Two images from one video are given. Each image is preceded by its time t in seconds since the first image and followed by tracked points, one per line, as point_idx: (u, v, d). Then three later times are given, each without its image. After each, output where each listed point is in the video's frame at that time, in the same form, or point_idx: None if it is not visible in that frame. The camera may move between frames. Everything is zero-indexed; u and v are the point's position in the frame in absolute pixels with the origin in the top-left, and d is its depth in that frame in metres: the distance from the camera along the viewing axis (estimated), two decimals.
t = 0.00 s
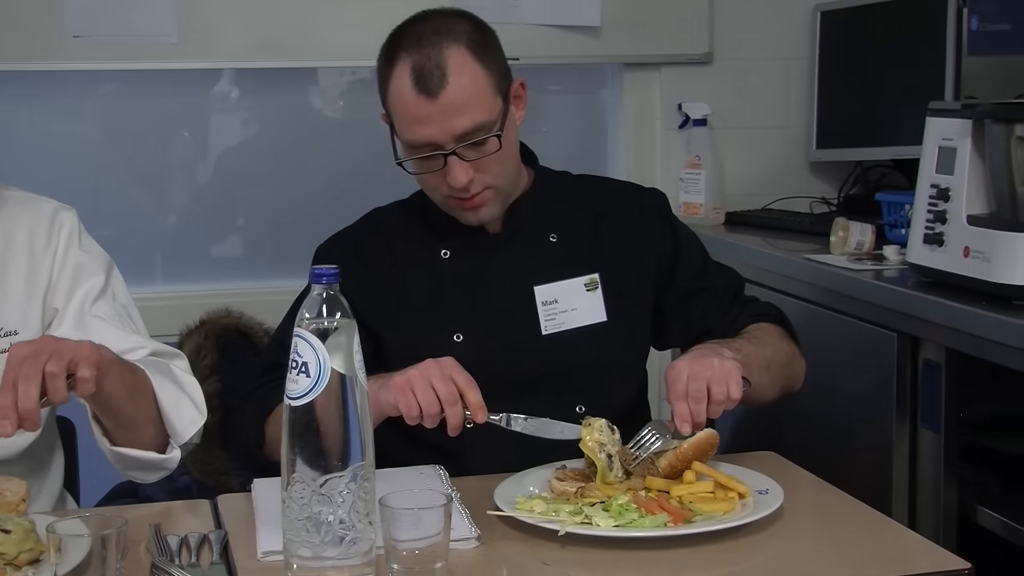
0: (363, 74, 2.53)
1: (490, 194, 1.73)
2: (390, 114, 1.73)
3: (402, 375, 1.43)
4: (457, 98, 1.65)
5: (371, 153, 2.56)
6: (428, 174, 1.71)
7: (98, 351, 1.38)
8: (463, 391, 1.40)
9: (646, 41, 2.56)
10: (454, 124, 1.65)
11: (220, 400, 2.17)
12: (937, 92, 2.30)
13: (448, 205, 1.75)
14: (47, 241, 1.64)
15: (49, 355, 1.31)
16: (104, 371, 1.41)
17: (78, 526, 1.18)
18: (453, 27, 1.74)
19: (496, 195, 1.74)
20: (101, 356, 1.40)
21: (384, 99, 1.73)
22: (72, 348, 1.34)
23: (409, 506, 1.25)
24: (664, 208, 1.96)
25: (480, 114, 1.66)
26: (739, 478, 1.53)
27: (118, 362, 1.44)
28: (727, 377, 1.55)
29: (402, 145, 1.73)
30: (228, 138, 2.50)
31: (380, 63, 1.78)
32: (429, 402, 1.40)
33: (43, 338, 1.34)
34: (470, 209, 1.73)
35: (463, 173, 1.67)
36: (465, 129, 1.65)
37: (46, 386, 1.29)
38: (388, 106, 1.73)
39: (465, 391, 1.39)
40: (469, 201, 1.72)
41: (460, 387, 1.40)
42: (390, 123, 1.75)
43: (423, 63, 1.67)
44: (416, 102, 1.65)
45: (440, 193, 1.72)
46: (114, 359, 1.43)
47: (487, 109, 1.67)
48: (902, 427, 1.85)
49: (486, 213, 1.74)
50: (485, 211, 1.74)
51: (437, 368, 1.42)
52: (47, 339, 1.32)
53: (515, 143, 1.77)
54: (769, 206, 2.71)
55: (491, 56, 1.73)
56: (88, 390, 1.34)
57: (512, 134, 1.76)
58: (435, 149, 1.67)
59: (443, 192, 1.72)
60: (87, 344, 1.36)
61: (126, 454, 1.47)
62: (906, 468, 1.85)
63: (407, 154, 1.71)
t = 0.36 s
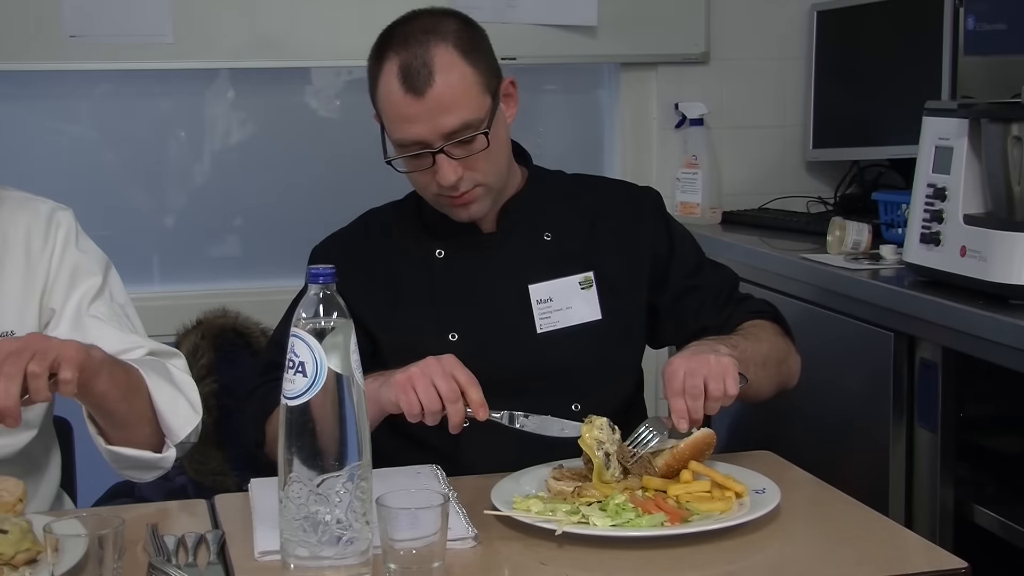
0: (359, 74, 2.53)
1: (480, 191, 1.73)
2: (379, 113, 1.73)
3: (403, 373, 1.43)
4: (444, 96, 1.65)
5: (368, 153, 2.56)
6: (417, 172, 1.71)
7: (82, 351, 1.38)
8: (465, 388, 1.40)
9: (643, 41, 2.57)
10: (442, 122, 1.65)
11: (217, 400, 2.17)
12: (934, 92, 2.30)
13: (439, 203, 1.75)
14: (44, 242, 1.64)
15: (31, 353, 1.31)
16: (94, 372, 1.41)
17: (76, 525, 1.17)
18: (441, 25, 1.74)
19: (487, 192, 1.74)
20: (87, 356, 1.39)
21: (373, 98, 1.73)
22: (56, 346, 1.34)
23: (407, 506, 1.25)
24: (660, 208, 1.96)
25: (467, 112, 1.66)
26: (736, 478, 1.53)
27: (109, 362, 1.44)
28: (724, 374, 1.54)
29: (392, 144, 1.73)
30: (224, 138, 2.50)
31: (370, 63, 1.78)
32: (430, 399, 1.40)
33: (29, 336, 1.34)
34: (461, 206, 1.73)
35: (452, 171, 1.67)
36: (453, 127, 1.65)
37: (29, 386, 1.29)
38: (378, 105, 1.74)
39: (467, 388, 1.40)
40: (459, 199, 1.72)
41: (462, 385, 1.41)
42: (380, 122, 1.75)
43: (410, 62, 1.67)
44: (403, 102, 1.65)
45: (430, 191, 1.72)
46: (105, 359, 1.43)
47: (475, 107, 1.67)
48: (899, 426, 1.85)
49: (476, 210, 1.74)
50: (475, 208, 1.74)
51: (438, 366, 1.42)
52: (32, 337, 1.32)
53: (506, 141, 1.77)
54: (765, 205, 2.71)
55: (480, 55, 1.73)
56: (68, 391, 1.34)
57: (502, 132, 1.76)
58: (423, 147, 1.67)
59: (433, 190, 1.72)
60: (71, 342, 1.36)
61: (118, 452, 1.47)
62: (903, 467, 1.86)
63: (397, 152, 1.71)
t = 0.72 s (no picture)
0: (360, 75, 2.53)
1: (480, 190, 1.73)
2: (379, 112, 1.73)
3: (406, 374, 1.43)
4: (443, 95, 1.65)
5: (368, 153, 2.56)
6: (417, 171, 1.71)
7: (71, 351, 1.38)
8: (468, 388, 1.40)
9: (643, 41, 2.56)
10: (441, 121, 1.65)
11: (217, 400, 2.18)
12: (935, 91, 2.30)
13: (438, 201, 1.75)
14: (41, 240, 1.64)
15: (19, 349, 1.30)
16: (84, 369, 1.41)
17: (78, 526, 1.17)
18: (440, 24, 1.74)
19: (486, 190, 1.74)
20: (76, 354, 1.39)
21: (373, 97, 1.74)
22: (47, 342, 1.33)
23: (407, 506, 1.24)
24: (660, 207, 1.96)
25: (466, 111, 1.66)
26: (737, 478, 1.53)
27: (101, 360, 1.44)
28: (724, 373, 1.54)
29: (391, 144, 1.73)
30: (224, 138, 2.50)
31: (370, 62, 1.78)
32: (433, 400, 1.40)
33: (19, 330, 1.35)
34: (460, 205, 1.74)
35: (451, 170, 1.67)
36: (452, 126, 1.65)
37: (18, 380, 1.29)
38: (377, 104, 1.74)
39: (469, 388, 1.40)
40: (458, 197, 1.72)
41: (464, 385, 1.41)
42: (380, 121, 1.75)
43: (410, 61, 1.67)
44: (402, 101, 1.66)
45: (429, 190, 1.72)
46: (96, 357, 1.43)
47: (474, 106, 1.67)
48: (900, 426, 1.85)
49: (475, 209, 1.74)
50: (474, 207, 1.74)
51: (440, 366, 1.42)
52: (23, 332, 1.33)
53: (506, 139, 1.77)
54: (766, 205, 2.71)
55: (479, 54, 1.73)
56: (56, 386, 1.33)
57: (501, 130, 1.76)
58: (423, 146, 1.67)
59: (433, 189, 1.72)
60: (62, 338, 1.36)
61: (113, 450, 1.47)
62: (903, 468, 1.85)
63: (396, 151, 1.71)
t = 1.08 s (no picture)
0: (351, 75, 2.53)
1: (463, 192, 1.73)
2: (361, 116, 1.73)
3: (404, 374, 1.43)
4: (424, 97, 1.65)
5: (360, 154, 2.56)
6: (400, 174, 1.71)
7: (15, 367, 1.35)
8: (467, 389, 1.40)
9: (635, 41, 2.57)
10: (422, 123, 1.65)
11: (209, 401, 2.18)
12: (927, 92, 2.30)
13: (422, 204, 1.75)
14: (22, 236, 1.64)
15: None
16: (40, 380, 1.38)
17: (68, 528, 1.17)
18: (420, 27, 1.74)
19: (470, 192, 1.74)
20: (24, 366, 1.36)
21: (355, 101, 1.73)
22: None
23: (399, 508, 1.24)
24: (648, 206, 1.96)
25: (448, 113, 1.66)
26: (728, 478, 1.53)
27: (57, 367, 1.41)
28: (717, 375, 1.55)
29: (374, 147, 1.73)
30: (216, 139, 2.50)
31: (352, 66, 1.78)
32: (432, 401, 1.39)
33: None
34: (444, 207, 1.74)
35: (433, 172, 1.67)
36: (433, 129, 1.65)
37: None
38: (359, 107, 1.73)
39: (469, 388, 1.40)
40: (442, 199, 1.72)
41: (464, 386, 1.41)
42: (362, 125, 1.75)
43: (390, 64, 1.67)
44: (383, 104, 1.66)
45: (413, 192, 1.72)
46: (50, 365, 1.40)
47: (455, 108, 1.67)
48: (892, 426, 1.85)
49: (459, 211, 1.74)
50: (459, 209, 1.74)
51: (439, 367, 1.42)
52: None
53: (489, 141, 1.77)
54: (758, 206, 2.71)
55: (460, 56, 1.73)
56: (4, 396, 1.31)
57: (484, 132, 1.76)
58: (404, 149, 1.67)
59: (416, 192, 1.72)
60: (4, 351, 1.33)
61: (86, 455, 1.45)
62: (895, 467, 1.86)
63: (379, 154, 1.71)
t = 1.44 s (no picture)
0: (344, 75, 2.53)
1: (456, 190, 1.73)
2: (353, 114, 1.73)
3: (389, 377, 1.43)
4: (416, 94, 1.65)
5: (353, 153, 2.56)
6: (392, 171, 1.71)
7: None
8: (452, 390, 1.40)
9: (628, 41, 2.57)
10: (414, 120, 1.65)
11: (202, 401, 2.19)
12: (920, 92, 2.31)
13: (414, 203, 1.75)
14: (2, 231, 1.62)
15: None
16: (15, 378, 1.35)
17: (60, 529, 1.17)
18: (412, 25, 1.74)
19: (462, 190, 1.74)
20: None
21: (347, 98, 1.73)
22: None
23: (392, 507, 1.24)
24: (640, 205, 1.96)
25: (440, 110, 1.66)
26: (721, 478, 1.53)
27: (31, 363, 1.37)
28: (706, 368, 1.53)
29: (366, 144, 1.73)
30: (208, 139, 2.49)
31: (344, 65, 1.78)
32: (416, 404, 1.40)
33: None
34: (436, 205, 1.74)
35: (425, 169, 1.67)
36: (425, 125, 1.65)
37: None
38: (351, 105, 1.74)
39: (453, 391, 1.40)
40: (434, 197, 1.72)
41: (449, 387, 1.41)
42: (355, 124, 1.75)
43: (382, 61, 1.67)
44: (375, 100, 1.66)
45: (405, 190, 1.72)
46: (25, 362, 1.37)
47: (447, 105, 1.67)
48: (884, 426, 1.85)
49: (452, 209, 1.74)
50: (451, 207, 1.74)
51: (424, 369, 1.42)
52: None
53: (481, 139, 1.77)
54: (751, 206, 2.71)
55: (453, 54, 1.73)
56: None
57: (476, 130, 1.76)
58: (396, 146, 1.67)
59: (408, 189, 1.72)
60: None
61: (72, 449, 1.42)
62: (888, 467, 1.86)
63: (372, 151, 1.71)
